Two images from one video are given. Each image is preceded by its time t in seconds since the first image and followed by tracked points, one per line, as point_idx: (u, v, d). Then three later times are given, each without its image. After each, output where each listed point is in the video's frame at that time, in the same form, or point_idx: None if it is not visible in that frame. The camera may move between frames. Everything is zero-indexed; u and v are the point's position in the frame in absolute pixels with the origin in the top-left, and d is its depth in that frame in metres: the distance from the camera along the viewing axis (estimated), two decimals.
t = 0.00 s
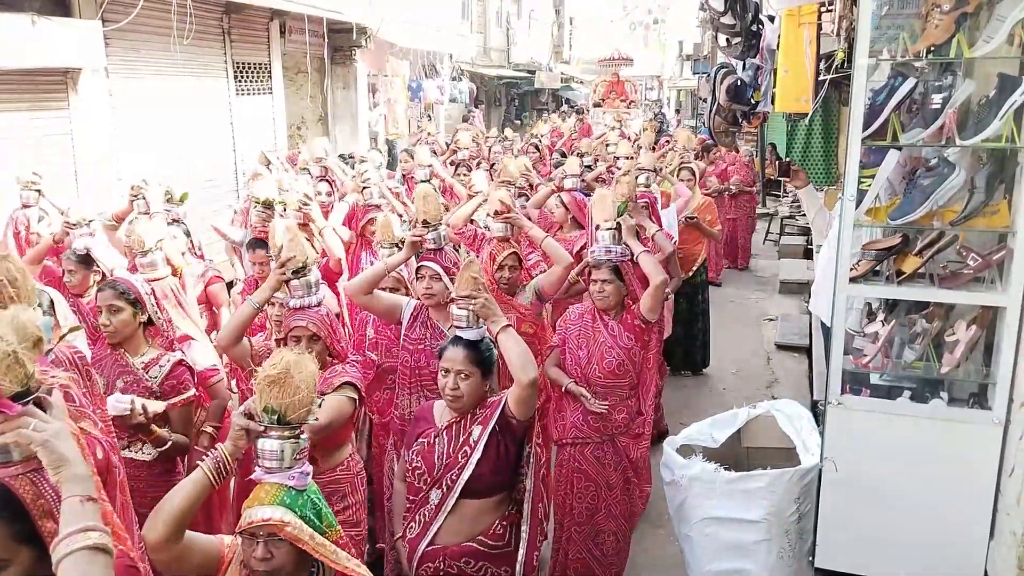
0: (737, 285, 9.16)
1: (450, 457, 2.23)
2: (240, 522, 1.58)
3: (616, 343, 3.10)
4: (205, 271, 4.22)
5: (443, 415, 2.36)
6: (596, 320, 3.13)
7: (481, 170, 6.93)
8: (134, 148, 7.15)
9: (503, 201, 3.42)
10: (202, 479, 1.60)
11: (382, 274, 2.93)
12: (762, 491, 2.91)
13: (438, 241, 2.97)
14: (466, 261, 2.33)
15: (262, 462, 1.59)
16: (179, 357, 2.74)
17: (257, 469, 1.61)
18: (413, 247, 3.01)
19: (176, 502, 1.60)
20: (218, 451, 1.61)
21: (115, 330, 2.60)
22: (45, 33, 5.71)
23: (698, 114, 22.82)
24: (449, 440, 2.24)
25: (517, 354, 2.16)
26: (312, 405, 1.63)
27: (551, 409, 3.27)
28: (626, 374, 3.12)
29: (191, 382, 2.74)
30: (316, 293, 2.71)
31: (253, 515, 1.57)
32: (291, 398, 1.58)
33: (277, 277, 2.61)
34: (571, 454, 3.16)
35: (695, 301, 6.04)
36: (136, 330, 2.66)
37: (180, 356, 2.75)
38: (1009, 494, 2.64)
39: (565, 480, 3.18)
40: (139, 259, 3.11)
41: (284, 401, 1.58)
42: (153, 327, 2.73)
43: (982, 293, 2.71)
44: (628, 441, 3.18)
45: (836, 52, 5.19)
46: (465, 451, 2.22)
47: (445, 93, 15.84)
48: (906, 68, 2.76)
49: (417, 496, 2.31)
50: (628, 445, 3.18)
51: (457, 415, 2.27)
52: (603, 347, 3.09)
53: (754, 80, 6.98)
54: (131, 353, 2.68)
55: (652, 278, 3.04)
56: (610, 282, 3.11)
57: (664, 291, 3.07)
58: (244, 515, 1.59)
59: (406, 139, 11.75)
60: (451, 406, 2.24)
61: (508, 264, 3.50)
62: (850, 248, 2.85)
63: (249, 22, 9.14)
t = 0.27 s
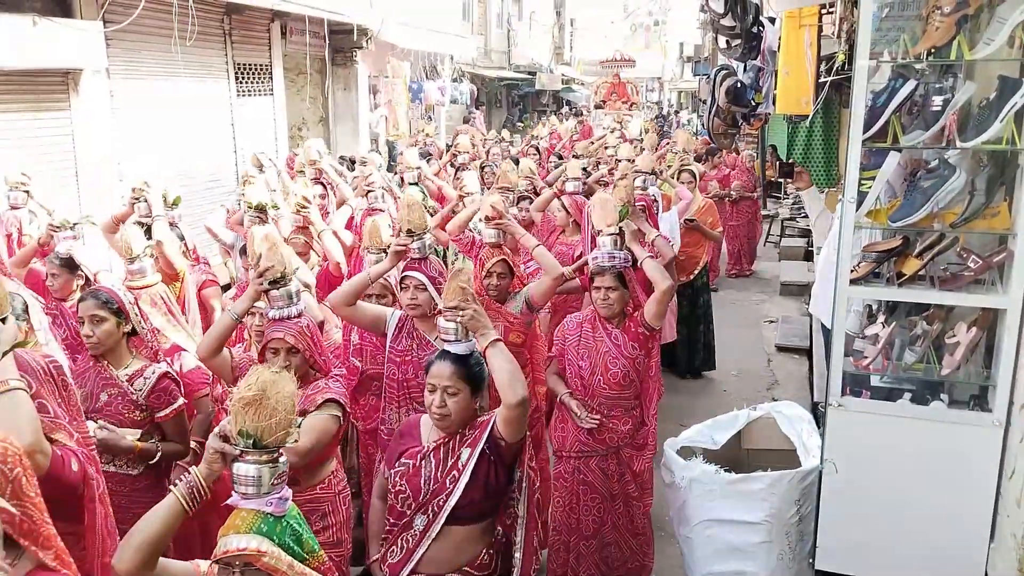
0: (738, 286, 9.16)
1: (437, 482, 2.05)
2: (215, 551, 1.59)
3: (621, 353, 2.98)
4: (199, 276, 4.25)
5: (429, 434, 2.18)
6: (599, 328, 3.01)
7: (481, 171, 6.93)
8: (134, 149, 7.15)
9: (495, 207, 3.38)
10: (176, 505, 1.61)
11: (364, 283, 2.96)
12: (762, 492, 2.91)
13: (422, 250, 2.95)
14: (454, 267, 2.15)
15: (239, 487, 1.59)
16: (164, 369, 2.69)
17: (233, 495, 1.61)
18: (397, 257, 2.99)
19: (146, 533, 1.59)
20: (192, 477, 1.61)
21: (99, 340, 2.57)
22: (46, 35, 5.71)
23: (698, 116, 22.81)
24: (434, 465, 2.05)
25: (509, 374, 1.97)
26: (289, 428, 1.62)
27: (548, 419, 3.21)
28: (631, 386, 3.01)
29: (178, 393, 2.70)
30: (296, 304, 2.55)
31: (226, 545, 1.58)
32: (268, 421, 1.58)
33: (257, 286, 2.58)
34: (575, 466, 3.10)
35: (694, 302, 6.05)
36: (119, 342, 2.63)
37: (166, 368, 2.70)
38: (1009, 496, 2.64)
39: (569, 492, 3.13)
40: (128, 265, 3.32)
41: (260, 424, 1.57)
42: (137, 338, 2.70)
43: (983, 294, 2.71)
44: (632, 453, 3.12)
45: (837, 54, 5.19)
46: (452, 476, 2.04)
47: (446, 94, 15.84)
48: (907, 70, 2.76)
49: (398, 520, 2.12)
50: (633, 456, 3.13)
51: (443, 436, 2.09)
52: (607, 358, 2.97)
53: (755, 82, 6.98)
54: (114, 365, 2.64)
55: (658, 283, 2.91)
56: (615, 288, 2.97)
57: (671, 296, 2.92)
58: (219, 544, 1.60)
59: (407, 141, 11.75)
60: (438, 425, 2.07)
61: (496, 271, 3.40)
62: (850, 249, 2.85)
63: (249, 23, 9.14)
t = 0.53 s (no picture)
0: (742, 287, 9.15)
1: (403, 507, 1.95)
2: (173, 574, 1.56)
3: (622, 363, 2.90)
4: (192, 278, 4.12)
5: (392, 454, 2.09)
6: (596, 338, 2.94)
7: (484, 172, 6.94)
8: (139, 151, 7.17)
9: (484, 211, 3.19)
10: (128, 528, 1.62)
11: (341, 288, 2.87)
12: (767, 493, 2.91)
13: (401, 253, 2.88)
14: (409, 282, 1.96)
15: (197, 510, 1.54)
16: (143, 379, 2.62)
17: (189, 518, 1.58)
18: (375, 260, 2.95)
19: (102, 557, 1.58)
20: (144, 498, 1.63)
21: (75, 350, 2.51)
22: (50, 37, 5.72)
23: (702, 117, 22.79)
24: (399, 488, 1.95)
25: (463, 395, 1.83)
26: (247, 443, 1.59)
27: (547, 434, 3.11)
28: (633, 397, 2.94)
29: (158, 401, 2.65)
30: (278, 313, 2.42)
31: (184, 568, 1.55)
32: (223, 438, 1.55)
33: (235, 293, 2.43)
34: (581, 483, 3.00)
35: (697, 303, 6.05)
36: (96, 352, 2.57)
37: (144, 378, 2.64)
38: (1015, 497, 2.63)
39: (576, 512, 3.02)
40: (116, 273, 3.12)
41: (215, 440, 1.54)
42: (112, 347, 2.65)
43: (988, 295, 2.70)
44: (637, 464, 3.05)
45: (841, 55, 5.19)
46: (418, 499, 1.93)
47: (451, 96, 15.85)
48: (911, 70, 2.75)
49: (365, 549, 2.02)
50: (638, 467, 3.05)
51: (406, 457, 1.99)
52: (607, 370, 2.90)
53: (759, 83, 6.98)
54: (90, 377, 2.58)
55: (659, 291, 2.86)
56: (613, 299, 2.90)
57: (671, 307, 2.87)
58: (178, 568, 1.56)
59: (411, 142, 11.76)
60: (396, 447, 1.98)
61: (483, 277, 3.28)
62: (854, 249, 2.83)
63: (254, 26, 9.15)
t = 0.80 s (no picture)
0: (749, 287, 9.13)
1: (337, 516, 1.80)
2: None
3: (613, 375, 2.83)
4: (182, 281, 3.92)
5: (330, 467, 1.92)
6: (586, 347, 2.90)
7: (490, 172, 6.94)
8: (147, 151, 7.19)
9: (478, 215, 3.19)
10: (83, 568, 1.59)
11: (319, 294, 2.73)
12: (774, 494, 2.90)
13: (381, 258, 2.42)
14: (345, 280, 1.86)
15: (157, 548, 1.53)
16: (111, 386, 2.59)
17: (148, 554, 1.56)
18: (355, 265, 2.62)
19: None
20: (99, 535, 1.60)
21: (38, 356, 2.49)
22: (58, 37, 5.74)
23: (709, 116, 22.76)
24: (335, 497, 1.81)
25: (397, 393, 1.69)
26: (208, 476, 1.59)
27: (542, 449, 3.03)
28: (624, 409, 2.86)
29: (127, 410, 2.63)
30: (252, 325, 2.36)
31: None
32: (182, 472, 1.54)
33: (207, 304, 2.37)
34: (576, 502, 2.90)
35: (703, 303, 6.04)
36: (60, 358, 2.55)
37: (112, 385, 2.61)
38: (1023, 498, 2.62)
39: (573, 533, 2.92)
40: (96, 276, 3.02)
41: (173, 475, 1.54)
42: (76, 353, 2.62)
43: (995, 295, 2.70)
44: (633, 483, 2.93)
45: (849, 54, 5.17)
46: (354, 506, 1.78)
47: (457, 96, 15.84)
48: (918, 70, 2.76)
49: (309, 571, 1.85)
50: (634, 486, 2.94)
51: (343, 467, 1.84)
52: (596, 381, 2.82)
53: (766, 83, 6.97)
54: (55, 384, 2.55)
55: (651, 299, 2.79)
56: (606, 308, 2.85)
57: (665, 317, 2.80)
58: None
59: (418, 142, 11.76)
60: (330, 453, 1.84)
61: (480, 280, 3.23)
62: (862, 249, 2.83)
63: (260, 26, 9.17)
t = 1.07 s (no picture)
0: (757, 289, 9.12)
1: (305, 527, 1.85)
2: None
3: (609, 388, 2.79)
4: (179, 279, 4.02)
5: (292, 477, 1.96)
6: (582, 356, 2.84)
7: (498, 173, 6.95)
8: (156, 151, 7.22)
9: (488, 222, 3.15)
10: None
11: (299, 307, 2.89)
12: (783, 495, 2.91)
13: (369, 267, 2.43)
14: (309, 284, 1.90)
15: None
16: (88, 389, 2.61)
17: None
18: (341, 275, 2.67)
19: None
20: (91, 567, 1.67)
21: (13, 362, 2.48)
22: (69, 38, 5.77)
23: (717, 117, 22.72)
24: (302, 508, 1.86)
25: (367, 404, 1.75)
26: (192, 513, 1.63)
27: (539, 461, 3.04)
28: (622, 423, 2.82)
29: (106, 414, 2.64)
30: (224, 338, 2.37)
31: None
32: (160, 507, 1.59)
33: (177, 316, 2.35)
34: (568, 515, 2.91)
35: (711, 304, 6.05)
36: (34, 363, 2.54)
37: (90, 388, 2.62)
38: None
39: (564, 545, 2.94)
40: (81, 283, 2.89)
41: (152, 514, 1.58)
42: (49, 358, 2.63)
43: (1006, 297, 2.69)
44: (627, 498, 2.93)
45: (859, 54, 5.17)
46: (322, 517, 1.84)
47: (465, 96, 15.84)
48: (929, 70, 2.75)
49: None
50: (630, 501, 2.93)
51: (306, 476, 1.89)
52: (593, 395, 2.79)
53: (775, 83, 6.96)
54: (30, 391, 2.55)
55: (649, 309, 2.72)
56: (601, 317, 2.78)
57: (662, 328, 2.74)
58: None
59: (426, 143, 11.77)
60: (291, 462, 1.87)
61: (491, 289, 3.22)
62: (872, 250, 2.83)
63: (270, 26, 9.20)
